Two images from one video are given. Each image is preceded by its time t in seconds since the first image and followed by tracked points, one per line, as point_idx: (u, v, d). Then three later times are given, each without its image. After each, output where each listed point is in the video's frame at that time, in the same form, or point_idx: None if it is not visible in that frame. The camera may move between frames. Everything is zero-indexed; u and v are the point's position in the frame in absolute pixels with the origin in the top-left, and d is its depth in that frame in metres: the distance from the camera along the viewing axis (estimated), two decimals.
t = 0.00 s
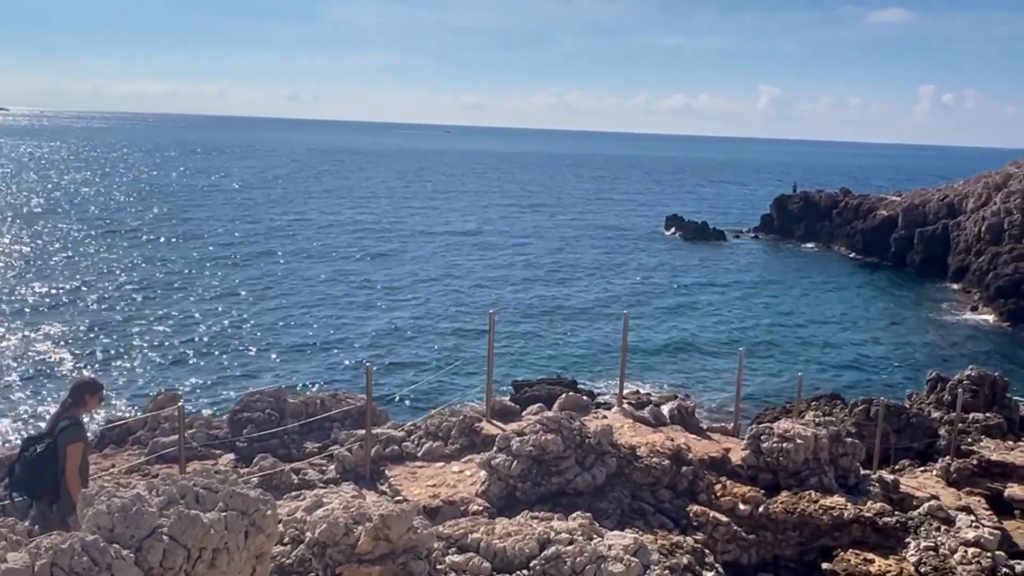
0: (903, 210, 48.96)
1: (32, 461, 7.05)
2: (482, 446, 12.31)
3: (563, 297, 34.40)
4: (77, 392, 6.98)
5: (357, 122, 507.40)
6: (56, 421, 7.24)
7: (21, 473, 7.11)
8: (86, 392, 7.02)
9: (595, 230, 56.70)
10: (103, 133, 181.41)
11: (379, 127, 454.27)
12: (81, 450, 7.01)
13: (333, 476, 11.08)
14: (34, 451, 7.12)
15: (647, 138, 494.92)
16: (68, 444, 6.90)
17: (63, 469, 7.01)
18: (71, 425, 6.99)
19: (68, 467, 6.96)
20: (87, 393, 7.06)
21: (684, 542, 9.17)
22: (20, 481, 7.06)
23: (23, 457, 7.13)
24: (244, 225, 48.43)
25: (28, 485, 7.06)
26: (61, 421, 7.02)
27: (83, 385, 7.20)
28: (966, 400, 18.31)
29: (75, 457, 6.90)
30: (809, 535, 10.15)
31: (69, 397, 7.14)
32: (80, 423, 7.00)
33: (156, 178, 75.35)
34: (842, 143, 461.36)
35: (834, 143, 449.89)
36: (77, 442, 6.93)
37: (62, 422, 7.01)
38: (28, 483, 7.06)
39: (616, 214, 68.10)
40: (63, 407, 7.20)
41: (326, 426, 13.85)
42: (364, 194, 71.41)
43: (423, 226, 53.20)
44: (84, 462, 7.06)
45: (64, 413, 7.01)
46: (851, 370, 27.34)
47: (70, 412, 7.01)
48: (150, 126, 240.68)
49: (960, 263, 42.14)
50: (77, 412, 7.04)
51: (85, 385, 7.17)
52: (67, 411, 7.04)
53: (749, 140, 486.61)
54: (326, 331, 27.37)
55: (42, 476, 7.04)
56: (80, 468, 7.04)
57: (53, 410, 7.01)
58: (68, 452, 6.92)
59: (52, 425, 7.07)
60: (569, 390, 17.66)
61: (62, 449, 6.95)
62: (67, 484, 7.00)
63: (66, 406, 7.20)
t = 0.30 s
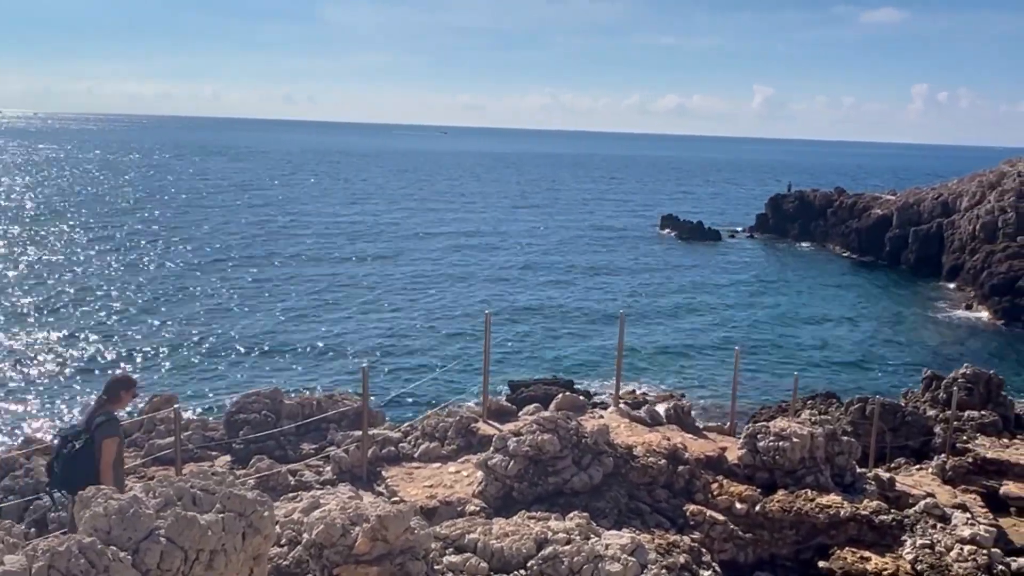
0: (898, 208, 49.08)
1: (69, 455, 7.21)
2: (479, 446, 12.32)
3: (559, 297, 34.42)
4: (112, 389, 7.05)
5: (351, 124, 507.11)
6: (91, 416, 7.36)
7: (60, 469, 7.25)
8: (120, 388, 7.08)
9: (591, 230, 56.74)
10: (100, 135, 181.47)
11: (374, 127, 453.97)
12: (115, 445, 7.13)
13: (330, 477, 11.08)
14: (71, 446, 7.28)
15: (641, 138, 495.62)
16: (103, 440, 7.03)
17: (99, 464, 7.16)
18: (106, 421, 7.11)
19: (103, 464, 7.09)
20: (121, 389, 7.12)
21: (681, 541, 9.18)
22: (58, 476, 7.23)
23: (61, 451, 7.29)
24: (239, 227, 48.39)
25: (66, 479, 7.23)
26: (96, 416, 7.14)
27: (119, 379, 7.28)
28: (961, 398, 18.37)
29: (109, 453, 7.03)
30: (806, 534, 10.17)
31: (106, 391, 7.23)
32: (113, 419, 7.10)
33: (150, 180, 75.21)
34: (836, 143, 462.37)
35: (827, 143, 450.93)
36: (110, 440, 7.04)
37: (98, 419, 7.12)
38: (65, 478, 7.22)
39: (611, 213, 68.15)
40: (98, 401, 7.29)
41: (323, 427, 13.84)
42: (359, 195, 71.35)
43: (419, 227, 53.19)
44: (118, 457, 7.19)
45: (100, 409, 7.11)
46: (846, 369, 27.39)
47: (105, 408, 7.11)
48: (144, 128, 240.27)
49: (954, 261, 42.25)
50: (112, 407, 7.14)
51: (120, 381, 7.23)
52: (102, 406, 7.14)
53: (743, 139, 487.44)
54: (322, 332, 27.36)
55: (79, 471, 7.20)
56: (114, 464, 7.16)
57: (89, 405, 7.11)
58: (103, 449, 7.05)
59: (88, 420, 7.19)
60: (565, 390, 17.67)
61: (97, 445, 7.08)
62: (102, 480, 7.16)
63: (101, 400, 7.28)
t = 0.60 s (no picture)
0: (892, 207, 49.19)
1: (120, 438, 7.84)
2: (476, 447, 12.31)
3: (554, 298, 34.43)
4: (150, 375, 7.58)
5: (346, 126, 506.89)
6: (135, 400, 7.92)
7: (111, 450, 7.89)
8: (160, 374, 7.61)
9: (586, 230, 56.77)
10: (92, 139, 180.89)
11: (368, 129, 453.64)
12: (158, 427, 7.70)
13: (326, 479, 11.06)
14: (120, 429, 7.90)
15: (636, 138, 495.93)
16: (147, 424, 7.60)
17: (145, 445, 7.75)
18: (148, 405, 7.67)
19: (149, 444, 7.70)
20: (160, 375, 7.66)
21: (678, 540, 9.18)
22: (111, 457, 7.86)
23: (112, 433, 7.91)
24: (234, 229, 48.34)
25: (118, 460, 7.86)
26: (140, 402, 7.70)
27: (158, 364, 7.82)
28: (956, 396, 18.41)
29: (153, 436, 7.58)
30: (802, 533, 10.20)
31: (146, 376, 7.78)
32: (155, 403, 7.65)
33: (145, 183, 75.11)
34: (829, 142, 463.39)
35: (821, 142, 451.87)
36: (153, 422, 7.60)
37: (141, 403, 7.68)
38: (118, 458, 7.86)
39: (606, 214, 68.19)
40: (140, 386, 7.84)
41: (319, 429, 13.82)
42: (354, 196, 71.26)
43: (414, 228, 53.15)
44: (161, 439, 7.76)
45: (142, 394, 7.67)
46: (842, 368, 27.45)
47: (147, 393, 7.67)
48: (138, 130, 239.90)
49: (948, 260, 42.37)
50: (152, 392, 7.69)
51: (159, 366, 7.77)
52: (145, 391, 7.70)
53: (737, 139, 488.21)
54: (317, 333, 27.33)
55: (130, 452, 7.81)
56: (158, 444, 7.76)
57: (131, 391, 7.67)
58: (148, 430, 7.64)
59: (133, 405, 7.77)
60: (562, 391, 17.67)
61: (142, 428, 7.67)
62: (149, 460, 7.76)
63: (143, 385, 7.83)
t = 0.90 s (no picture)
0: (886, 206, 49.33)
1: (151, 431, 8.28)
2: (473, 448, 12.30)
3: (550, 299, 34.44)
4: (178, 371, 8.03)
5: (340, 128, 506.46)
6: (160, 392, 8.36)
7: (146, 443, 8.37)
8: (187, 370, 8.05)
9: (581, 231, 56.81)
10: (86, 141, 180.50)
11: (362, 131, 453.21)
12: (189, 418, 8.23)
13: (323, 481, 11.05)
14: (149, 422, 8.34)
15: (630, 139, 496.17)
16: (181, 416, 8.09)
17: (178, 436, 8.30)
18: (177, 399, 8.16)
19: (184, 436, 8.23)
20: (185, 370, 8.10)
21: (675, 540, 9.17)
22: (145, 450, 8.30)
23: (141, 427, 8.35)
24: (228, 231, 48.28)
25: (152, 452, 8.32)
26: (170, 395, 8.14)
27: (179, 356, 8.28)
28: (951, 395, 18.45)
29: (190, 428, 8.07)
30: (799, 531, 10.22)
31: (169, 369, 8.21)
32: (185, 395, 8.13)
33: (138, 186, 75.01)
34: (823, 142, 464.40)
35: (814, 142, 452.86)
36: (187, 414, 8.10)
37: (171, 396, 8.13)
38: (151, 451, 8.32)
39: (601, 214, 68.21)
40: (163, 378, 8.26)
41: (316, 432, 13.82)
42: (348, 198, 71.18)
43: (409, 230, 53.18)
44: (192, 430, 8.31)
45: (171, 388, 8.13)
46: (837, 367, 27.50)
47: (175, 387, 8.14)
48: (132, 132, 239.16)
49: (942, 259, 42.51)
50: (179, 384, 8.17)
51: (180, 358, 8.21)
52: (173, 385, 8.16)
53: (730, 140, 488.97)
54: (312, 335, 27.32)
55: (163, 443, 8.30)
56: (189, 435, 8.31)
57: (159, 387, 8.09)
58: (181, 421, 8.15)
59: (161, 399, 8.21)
60: (558, 391, 17.68)
61: (175, 419, 8.18)
62: (183, 450, 8.27)
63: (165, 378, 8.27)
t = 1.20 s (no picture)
0: (880, 206, 49.47)
1: (182, 416, 8.66)
2: (469, 450, 12.30)
3: (545, 300, 34.46)
4: (209, 358, 8.41)
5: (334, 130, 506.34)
6: (191, 379, 8.76)
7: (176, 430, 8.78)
8: (217, 356, 8.44)
9: (576, 232, 56.84)
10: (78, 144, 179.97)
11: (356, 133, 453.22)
12: (219, 404, 8.61)
13: (319, 484, 11.06)
14: (180, 408, 8.73)
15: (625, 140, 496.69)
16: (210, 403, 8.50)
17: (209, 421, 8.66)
18: (209, 385, 8.54)
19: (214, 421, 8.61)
20: (216, 356, 8.51)
21: (672, 541, 9.20)
22: (176, 435, 8.67)
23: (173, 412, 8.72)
24: (223, 235, 48.22)
25: (183, 437, 8.68)
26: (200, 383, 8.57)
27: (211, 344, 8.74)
28: (946, 394, 18.51)
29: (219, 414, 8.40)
30: (796, 531, 10.24)
31: (201, 355, 8.63)
32: (216, 382, 8.53)
33: (132, 190, 74.88)
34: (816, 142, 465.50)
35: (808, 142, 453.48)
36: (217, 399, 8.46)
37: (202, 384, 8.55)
38: (181, 436, 8.69)
39: (595, 215, 68.28)
40: (195, 365, 8.68)
41: (312, 435, 13.83)
42: (343, 201, 71.15)
43: (403, 232, 53.17)
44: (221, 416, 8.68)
45: (201, 374, 8.52)
46: (832, 366, 27.56)
47: (206, 373, 8.54)
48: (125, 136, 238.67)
49: (936, 257, 42.64)
50: (210, 370, 8.58)
51: (211, 346, 8.64)
52: (204, 371, 8.57)
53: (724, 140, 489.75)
54: (307, 338, 27.29)
55: (194, 427, 8.66)
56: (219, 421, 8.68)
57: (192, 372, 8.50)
58: (211, 405, 8.50)
59: (192, 384, 8.59)
60: (554, 392, 17.71)
61: (206, 404, 8.52)
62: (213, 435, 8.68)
63: (197, 364, 8.68)
